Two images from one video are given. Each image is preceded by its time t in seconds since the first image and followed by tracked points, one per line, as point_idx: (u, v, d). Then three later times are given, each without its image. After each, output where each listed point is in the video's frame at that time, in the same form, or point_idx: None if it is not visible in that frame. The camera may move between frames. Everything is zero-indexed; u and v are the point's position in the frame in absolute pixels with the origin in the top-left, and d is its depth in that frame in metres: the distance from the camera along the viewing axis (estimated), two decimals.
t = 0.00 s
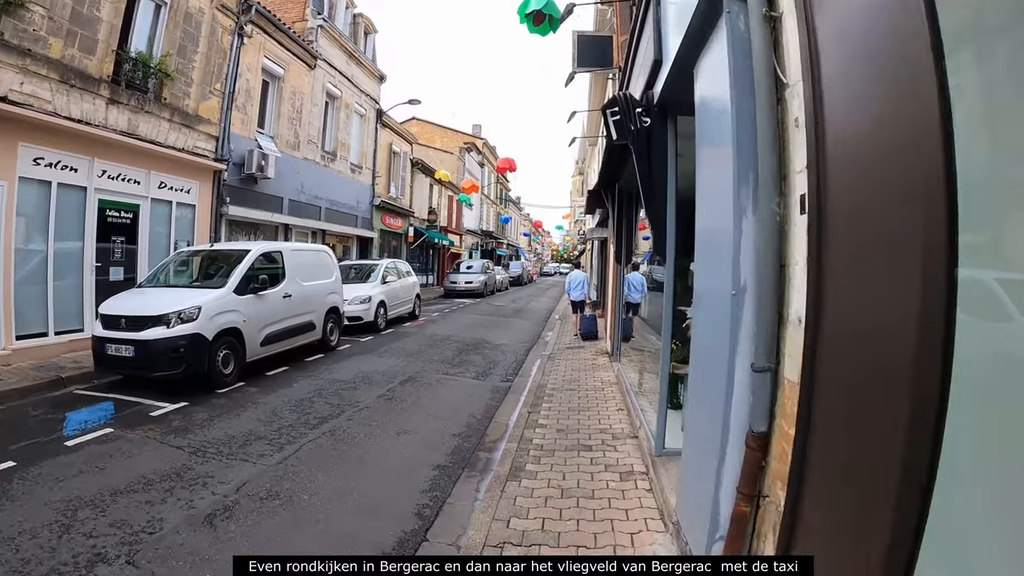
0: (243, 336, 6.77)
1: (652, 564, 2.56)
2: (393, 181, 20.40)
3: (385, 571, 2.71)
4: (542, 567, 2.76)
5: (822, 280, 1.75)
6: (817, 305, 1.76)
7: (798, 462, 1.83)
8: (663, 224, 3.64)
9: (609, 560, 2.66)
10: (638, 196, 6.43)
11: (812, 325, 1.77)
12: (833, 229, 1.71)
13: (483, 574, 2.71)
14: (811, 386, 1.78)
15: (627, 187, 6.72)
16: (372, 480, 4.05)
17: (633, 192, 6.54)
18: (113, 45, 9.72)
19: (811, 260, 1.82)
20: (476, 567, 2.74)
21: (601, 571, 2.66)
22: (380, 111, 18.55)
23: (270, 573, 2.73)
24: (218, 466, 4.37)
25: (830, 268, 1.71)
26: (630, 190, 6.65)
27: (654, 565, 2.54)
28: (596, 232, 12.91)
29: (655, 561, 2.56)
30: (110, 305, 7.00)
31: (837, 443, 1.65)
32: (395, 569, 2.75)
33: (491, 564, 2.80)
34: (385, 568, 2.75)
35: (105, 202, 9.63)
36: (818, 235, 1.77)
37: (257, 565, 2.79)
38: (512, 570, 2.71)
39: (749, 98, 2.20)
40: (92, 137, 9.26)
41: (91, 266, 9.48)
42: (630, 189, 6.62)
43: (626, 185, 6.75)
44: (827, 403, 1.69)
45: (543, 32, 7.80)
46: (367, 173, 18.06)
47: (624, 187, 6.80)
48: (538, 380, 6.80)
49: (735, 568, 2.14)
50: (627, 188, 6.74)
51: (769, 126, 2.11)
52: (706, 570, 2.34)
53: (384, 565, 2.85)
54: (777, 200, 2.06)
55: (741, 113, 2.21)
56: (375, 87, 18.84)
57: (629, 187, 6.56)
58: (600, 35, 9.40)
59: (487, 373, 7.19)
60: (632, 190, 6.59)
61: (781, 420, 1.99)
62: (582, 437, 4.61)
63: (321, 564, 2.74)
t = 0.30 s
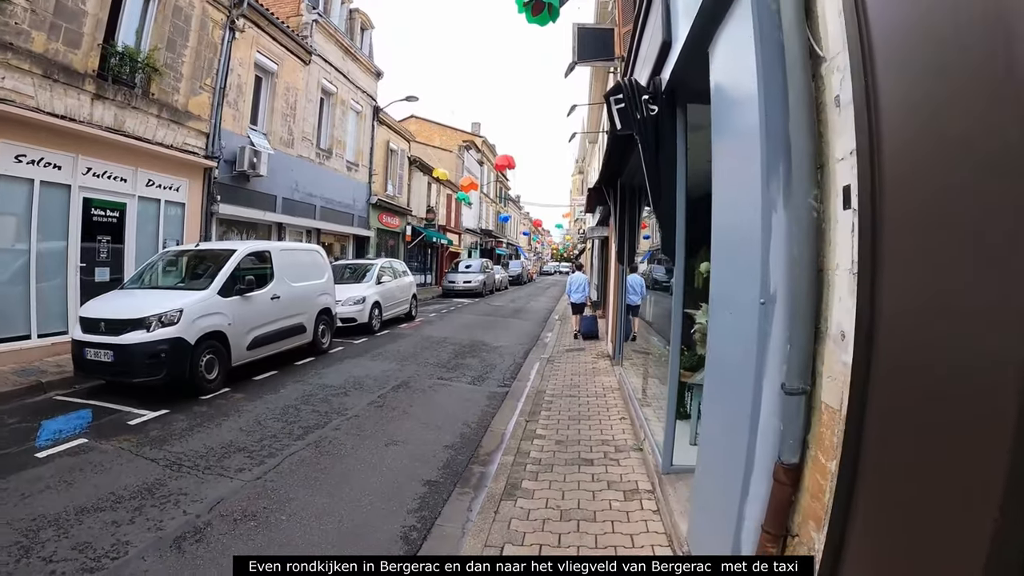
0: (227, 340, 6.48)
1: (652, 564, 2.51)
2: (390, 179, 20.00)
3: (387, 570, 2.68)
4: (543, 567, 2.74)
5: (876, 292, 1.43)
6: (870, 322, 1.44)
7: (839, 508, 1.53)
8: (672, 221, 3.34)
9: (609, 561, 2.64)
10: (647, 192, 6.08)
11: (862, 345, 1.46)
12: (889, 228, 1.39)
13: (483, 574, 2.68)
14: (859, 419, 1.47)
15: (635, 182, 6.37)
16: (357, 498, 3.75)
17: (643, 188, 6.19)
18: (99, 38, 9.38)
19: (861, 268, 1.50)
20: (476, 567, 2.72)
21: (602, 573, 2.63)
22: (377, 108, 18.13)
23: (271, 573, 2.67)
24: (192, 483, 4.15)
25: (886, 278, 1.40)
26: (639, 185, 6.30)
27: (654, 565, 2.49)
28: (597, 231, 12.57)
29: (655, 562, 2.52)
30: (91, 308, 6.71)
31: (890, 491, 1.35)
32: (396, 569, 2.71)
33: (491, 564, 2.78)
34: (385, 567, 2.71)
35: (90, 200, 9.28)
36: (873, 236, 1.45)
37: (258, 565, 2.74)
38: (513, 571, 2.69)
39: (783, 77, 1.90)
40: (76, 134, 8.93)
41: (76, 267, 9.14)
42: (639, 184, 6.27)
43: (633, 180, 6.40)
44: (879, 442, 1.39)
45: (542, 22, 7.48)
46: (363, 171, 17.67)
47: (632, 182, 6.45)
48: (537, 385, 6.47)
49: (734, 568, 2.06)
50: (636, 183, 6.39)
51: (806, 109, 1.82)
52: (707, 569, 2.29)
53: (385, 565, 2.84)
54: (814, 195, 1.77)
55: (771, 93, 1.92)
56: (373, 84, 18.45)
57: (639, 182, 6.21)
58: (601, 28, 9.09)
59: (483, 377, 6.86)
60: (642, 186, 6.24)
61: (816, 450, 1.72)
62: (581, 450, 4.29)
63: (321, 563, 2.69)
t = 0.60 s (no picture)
0: (207, 341, 6.13)
1: (652, 565, 2.44)
2: (387, 177, 19.54)
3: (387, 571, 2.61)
4: (543, 567, 2.63)
5: (968, 297, 1.10)
6: (959, 332, 1.11)
7: (910, 575, 1.21)
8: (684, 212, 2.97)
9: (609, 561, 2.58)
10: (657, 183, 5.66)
11: (950, 373, 1.12)
12: (988, 222, 1.06)
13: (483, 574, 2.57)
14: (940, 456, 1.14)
15: (643, 172, 5.93)
16: (332, 519, 3.38)
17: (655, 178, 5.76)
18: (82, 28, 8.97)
19: (943, 265, 1.17)
20: (476, 566, 2.61)
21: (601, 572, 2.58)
22: (373, 104, 17.65)
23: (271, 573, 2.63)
24: (154, 500, 3.80)
25: (983, 286, 1.06)
26: (648, 175, 5.87)
27: (653, 566, 2.43)
28: (598, 228, 12.16)
29: (655, 562, 2.47)
30: (64, 309, 6.35)
31: (1003, 569, 1.03)
32: (395, 569, 2.66)
33: (491, 564, 2.66)
34: (385, 568, 2.64)
35: (71, 197, 8.89)
36: (965, 231, 1.10)
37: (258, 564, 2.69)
38: (513, 570, 2.57)
39: (826, 46, 1.58)
40: (58, 128, 8.54)
41: (56, 266, 8.75)
42: (649, 174, 5.84)
43: (640, 170, 5.97)
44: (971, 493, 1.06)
45: (541, 7, 7.08)
46: (360, 167, 17.24)
47: (640, 172, 6.02)
48: (534, 389, 6.07)
49: (735, 568, 1.97)
50: (645, 174, 5.95)
51: (858, 80, 1.50)
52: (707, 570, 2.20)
53: (384, 565, 2.78)
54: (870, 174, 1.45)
55: (811, 67, 1.60)
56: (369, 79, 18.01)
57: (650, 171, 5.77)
58: (602, 17, 8.72)
59: (478, 381, 6.47)
60: (652, 175, 5.80)
61: (872, 485, 1.42)
62: (582, 465, 3.92)
63: (321, 564, 2.67)
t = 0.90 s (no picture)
0: (189, 343, 5.84)
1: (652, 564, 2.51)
2: (385, 174, 19.13)
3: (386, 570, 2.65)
4: (543, 567, 2.63)
5: None
6: None
7: None
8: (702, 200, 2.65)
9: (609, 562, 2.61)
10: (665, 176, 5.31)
11: None
12: None
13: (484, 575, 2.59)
14: None
15: (652, 165, 5.57)
16: (311, 544, 3.05)
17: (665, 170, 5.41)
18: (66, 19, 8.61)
19: None
20: (477, 566, 2.63)
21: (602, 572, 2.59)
22: (371, 100, 17.20)
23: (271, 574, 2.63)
24: (121, 519, 3.49)
25: None
26: (656, 167, 5.52)
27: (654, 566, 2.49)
28: (599, 226, 11.80)
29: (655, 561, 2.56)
30: (42, 309, 6.06)
31: None
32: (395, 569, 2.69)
33: (492, 564, 2.67)
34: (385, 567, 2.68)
35: (54, 193, 8.55)
36: None
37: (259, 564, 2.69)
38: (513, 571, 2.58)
39: None
40: (41, 122, 8.20)
41: (39, 264, 8.41)
42: (657, 167, 5.49)
43: (646, 162, 5.64)
44: None
45: None
46: (356, 165, 16.85)
47: (647, 165, 5.67)
48: (534, 394, 5.75)
49: (732, 569, 2.07)
50: (653, 167, 5.61)
51: (936, 33, 1.21)
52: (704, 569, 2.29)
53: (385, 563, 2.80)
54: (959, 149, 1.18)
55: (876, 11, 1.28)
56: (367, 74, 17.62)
57: (659, 163, 5.42)
58: (603, 7, 8.40)
59: (475, 386, 6.08)
60: (661, 168, 5.44)
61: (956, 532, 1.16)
62: (584, 481, 3.61)
63: (321, 564, 2.67)
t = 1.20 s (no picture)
0: (166, 348, 5.50)
1: (653, 564, 2.55)
2: (382, 172, 18.73)
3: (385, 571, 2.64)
4: (543, 567, 2.62)
5: None
6: None
7: None
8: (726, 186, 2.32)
9: (609, 561, 2.61)
10: (677, 166, 4.98)
11: None
12: None
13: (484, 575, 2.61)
14: None
15: (665, 154, 5.22)
16: None
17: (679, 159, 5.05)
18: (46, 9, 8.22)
19: None
20: (477, 566, 2.64)
21: (602, 572, 2.57)
22: (368, 96, 16.76)
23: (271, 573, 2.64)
24: (78, 545, 3.17)
25: None
26: (670, 157, 5.17)
27: (654, 565, 2.52)
28: (602, 224, 11.44)
29: (655, 562, 2.57)
30: (11, 311, 5.71)
31: None
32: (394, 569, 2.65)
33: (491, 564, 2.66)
34: (384, 567, 2.67)
35: (34, 191, 8.20)
36: None
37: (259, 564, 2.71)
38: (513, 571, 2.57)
39: None
40: (20, 117, 7.84)
41: (18, 264, 8.05)
42: (671, 156, 5.14)
43: (658, 151, 5.29)
44: None
45: None
46: (353, 162, 16.44)
47: (659, 154, 5.32)
48: (532, 401, 5.40)
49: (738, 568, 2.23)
50: (665, 156, 5.26)
51: None
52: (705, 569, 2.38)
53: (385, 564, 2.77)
54: None
55: None
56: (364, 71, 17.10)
57: (671, 151, 5.07)
58: None
59: (471, 392, 5.70)
60: (675, 156, 5.09)
61: None
62: (588, 505, 3.28)
63: (320, 564, 2.67)
